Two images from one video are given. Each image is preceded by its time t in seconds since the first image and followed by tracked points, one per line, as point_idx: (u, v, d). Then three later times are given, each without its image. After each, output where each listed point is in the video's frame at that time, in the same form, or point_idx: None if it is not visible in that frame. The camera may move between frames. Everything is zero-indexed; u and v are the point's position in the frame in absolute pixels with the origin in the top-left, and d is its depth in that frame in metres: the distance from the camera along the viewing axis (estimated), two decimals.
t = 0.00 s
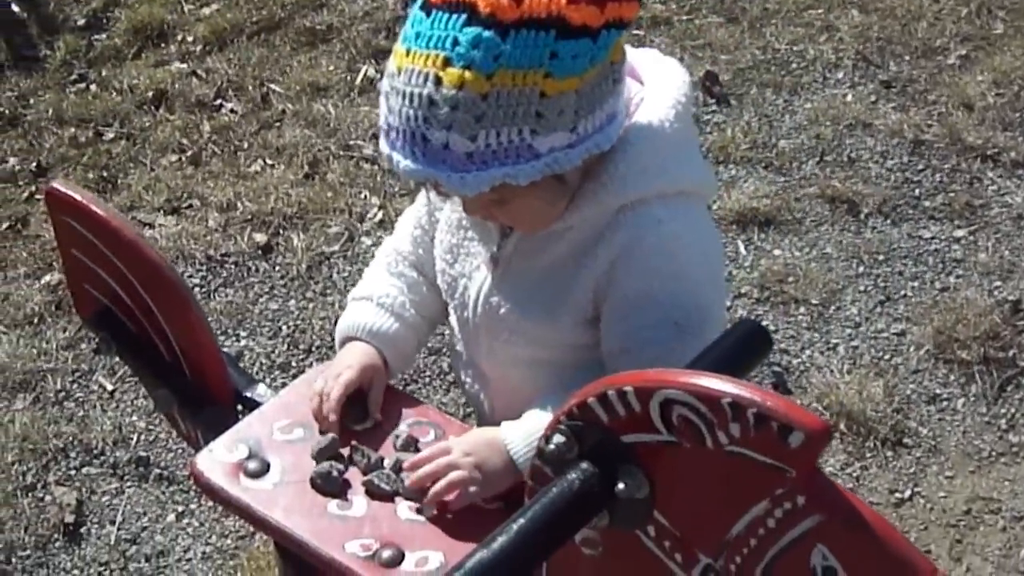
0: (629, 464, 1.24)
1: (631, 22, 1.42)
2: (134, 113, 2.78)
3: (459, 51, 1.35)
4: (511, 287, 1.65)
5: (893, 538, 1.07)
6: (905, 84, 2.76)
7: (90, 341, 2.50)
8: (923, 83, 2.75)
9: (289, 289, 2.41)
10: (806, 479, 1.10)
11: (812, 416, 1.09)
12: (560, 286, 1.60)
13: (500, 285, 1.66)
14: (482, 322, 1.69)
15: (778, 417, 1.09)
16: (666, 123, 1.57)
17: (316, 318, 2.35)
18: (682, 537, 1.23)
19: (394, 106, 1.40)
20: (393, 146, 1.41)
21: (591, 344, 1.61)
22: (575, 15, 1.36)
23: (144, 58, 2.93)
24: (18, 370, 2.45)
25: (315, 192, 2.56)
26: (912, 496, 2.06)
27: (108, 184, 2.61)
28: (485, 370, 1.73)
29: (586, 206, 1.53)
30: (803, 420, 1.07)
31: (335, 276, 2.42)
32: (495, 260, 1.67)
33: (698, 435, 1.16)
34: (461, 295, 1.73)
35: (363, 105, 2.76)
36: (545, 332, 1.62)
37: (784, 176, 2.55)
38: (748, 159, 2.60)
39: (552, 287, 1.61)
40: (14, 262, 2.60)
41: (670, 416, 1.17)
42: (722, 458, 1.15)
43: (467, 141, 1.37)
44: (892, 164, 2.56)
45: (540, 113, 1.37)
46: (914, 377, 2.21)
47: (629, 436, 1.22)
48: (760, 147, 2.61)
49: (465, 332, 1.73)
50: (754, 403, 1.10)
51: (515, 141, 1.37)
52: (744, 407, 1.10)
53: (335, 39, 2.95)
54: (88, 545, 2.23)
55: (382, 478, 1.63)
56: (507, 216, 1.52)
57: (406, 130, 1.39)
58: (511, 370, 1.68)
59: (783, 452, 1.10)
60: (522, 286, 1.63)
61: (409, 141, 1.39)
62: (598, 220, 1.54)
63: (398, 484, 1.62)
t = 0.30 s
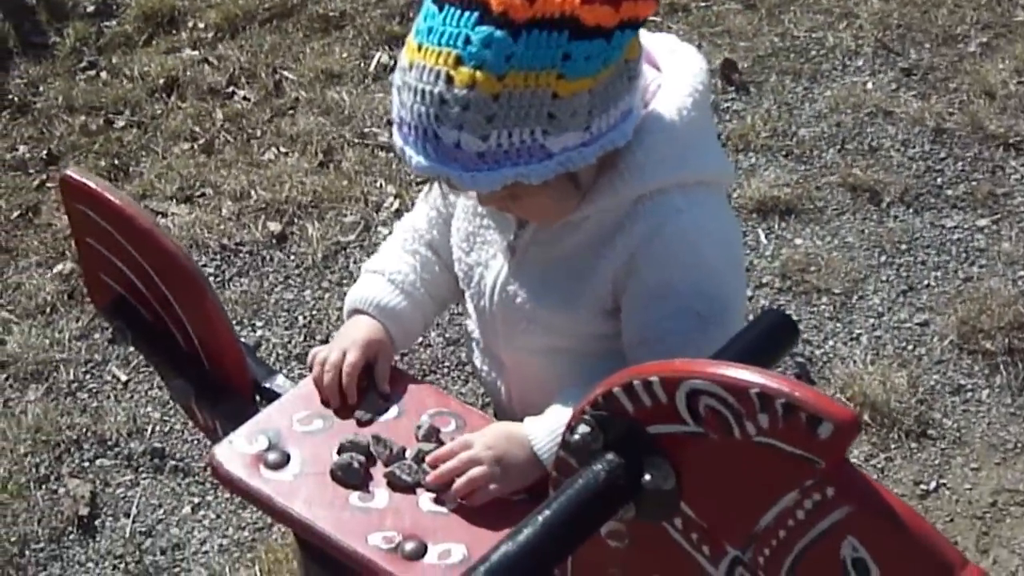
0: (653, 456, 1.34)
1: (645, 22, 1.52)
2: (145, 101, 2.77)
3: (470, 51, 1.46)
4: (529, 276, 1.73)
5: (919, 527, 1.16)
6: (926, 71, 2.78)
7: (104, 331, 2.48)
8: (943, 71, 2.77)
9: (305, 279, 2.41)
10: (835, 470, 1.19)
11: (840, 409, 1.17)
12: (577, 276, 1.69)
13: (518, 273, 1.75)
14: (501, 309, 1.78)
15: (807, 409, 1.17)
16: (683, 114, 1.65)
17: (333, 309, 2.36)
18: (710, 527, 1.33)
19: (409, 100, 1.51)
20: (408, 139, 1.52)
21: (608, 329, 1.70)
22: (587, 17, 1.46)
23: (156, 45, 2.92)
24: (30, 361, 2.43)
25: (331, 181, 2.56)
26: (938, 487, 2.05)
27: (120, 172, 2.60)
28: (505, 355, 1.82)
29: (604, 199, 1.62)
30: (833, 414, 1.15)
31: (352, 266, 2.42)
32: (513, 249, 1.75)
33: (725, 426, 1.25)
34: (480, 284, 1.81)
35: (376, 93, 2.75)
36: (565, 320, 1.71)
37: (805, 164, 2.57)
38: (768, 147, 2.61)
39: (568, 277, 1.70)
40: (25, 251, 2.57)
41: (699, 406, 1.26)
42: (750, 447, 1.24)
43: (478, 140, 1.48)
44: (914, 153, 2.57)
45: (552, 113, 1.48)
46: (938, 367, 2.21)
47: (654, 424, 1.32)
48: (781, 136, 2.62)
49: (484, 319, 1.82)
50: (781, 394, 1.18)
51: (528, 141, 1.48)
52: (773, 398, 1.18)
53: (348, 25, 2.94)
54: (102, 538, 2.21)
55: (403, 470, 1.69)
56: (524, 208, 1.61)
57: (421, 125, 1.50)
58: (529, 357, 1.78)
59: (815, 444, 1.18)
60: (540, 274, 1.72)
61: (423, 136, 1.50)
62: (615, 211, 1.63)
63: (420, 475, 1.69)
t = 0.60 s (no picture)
0: (681, 446, 1.31)
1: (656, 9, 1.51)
2: (153, 89, 2.77)
3: (476, 38, 1.45)
4: (541, 263, 1.69)
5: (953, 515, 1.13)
6: (943, 58, 2.81)
7: (114, 321, 2.49)
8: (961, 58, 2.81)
9: (316, 268, 2.41)
10: (867, 461, 1.16)
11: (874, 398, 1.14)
12: (590, 263, 1.65)
13: (528, 260, 1.71)
14: (512, 297, 1.74)
15: (839, 397, 1.14)
16: (697, 96, 1.61)
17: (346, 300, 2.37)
18: (738, 519, 1.30)
19: (417, 88, 1.50)
20: (417, 127, 1.52)
21: (623, 316, 1.66)
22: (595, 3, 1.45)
23: (161, 32, 2.93)
24: (38, 351, 2.44)
25: (342, 169, 2.57)
26: (959, 479, 2.04)
27: (127, 160, 2.59)
28: (515, 344, 1.78)
29: (619, 184, 1.58)
30: (866, 404, 1.12)
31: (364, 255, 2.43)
32: (524, 235, 1.71)
33: (755, 415, 1.22)
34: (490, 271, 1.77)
35: (388, 80, 2.77)
36: (578, 307, 1.68)
37: (822, 152, 2.59)
38: (785, 134, 2.63)
39: (581, 264, 1.66)
40: (33, 241, 2.58)
41: (728, 395, 1.23)
42: (782, 437, 1.22)
43: (486, 127, 1.47)
44: (932, 141, 2.60)
45: (560, 100, 1.47)
46: (958, 358, 2.22)
47: (681, 414, 1.29)
48: (798, 125, 2.64)
49: (494, 306, 1.79)
50: (814, 382, 1.16)
51: (536, 128, 1.47)
52: (805, 386, 1.16)
53: (357, 12, 2.95)
54: (114, 530, 2.23)
55: (423, 460, 1.67)
56: (539, 194, 1.57)
57: (429, 113, 1.50)
58: (541, 346, 1.74)
59: (848, 433, 1.16)
60: (552, 261, 1.68)
61: (431, 125, 1.50)
62: (629, 196, 1.59)
63: (440, 466, 1.67)
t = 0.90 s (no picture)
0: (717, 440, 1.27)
1: None
2: (158, 77, 2.81)
3: (506, 32, 1.40)
4: (567, 251, 1.64)
5: (994, 507, 1.11)
6: (959, 45, 2.84)
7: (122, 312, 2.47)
8: (977, 44, 2.83)
9: (325, 260, 2.41)
10: (909, 454, 1.13)
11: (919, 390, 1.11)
12: (619, 251, 1.60)
13: (553, 249, 1.66)
14: (537, 286, 1.69)
15: (881, 389, 1.11)
16: (729, 84, 1.55)
17: (355, 289, 2.36)
18: (775, 513, 1.26)
19: (444, 81, 1.45)
20: (444, 120, 1.47)
21: (653, 306, 1.62)
22: None
23: (167, 21, 2.97)
24: (45, 344, 2.43)
25: (350, 159, 2.57)
26: (978, 472, 2.04)
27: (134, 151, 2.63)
28: (539, 333, 1.73)
29: (649, 173, 1.53)
30: (908, 393, 1.09)
31: (373, 246, 2.43)
32: (550, 223, 1.66)
33: (795, 409, 1.18)
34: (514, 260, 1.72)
35: (396, 69, 2.79)
36: (604, 297, 1.63)
37: (837, 140, 2.61)
38: (799, 123, 2.65)
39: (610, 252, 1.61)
40: (39, 230, 2.59)
41: (768, 388, 1.19)
42: (820, 431, 1.18)
43: (516, 122, 1.42)
44: (948, 130, 2.62)
45: (591, 93, 1.41)
46: (976, 348, 2.22)
47: (719, 407, 1.25)
48: (813, 113, 2.66)
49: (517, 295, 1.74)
50: (857, 374, 1.12)
51: (566, 122, 1.42)
52: (847, 378, 1.12)
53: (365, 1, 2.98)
54: (124, 524, 2.20)
55: (448, 454, 1.64)
56: (565, 184, 1.51)
57: (457, 107, 1.44)
58: (568, 335, 1.69)
59: (890, 426, 1.12)
60: (578, 249, 1.63)
61: (460, 120, 1.44)
62: (660, 183, 1.54)
63: (465, 459, 1.64)
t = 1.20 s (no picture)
0: (774, 425, 1.23)
1: None
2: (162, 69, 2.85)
3: (565, 19, 1.35)
4: (614, 237, 1.62)
5: None
6: (969, 38, 2.89)
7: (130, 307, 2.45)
8: (987, 38, 2.89)
9: (333, 253, 2.44)
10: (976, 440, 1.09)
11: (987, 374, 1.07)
12: (666, 238, 1.57)
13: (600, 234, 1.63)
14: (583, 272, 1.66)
15: (951, 373, 1.07)
16: (782, 69, 1.53)
17: (363, 281, 2.40)
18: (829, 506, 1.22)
19: (499, 65, 1.41)
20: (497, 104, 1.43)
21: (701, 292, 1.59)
22: None
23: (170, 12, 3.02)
24: (53, 337, 2.41)
25: (357, 150, 2.62)
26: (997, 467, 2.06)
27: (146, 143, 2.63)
28: (583, 318, 1.71)
29: (700, 160, 1.50)
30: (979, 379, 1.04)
31: (381, 238, 2.47)
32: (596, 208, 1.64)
33: (858, 395, 1.14)
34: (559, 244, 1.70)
35: (402, 60, 2.86)
36: (650, 282, 1.60)
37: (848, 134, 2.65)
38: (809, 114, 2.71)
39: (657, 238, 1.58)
40: (43, 224, 2.58)
41: (830, 373, 1.15)
42: (883, 417, 1.14)
43: (570, 111, 1.38)
44: (960, 122, 2.67)
45: (648, 84, 1.37)
46: (992, 343, 2.26)
47: (776, 393, 1.21)
48: (825, 103, 2.70)
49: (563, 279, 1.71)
50: (924, 358, 1.08)
51: (621, 113, 1.37)
52: (915, 361, 1.08)
53: None
54: (134, 521, 2.18)
55: (483, 445, 1.59)
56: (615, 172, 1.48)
57: (512, 92, 1.40)
58: (614, 321, 1.67)
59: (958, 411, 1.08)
60: (625, 235, 1.60)
61: (514, 105, 1.41)
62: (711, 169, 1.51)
63: (500, 451, 1.59)
